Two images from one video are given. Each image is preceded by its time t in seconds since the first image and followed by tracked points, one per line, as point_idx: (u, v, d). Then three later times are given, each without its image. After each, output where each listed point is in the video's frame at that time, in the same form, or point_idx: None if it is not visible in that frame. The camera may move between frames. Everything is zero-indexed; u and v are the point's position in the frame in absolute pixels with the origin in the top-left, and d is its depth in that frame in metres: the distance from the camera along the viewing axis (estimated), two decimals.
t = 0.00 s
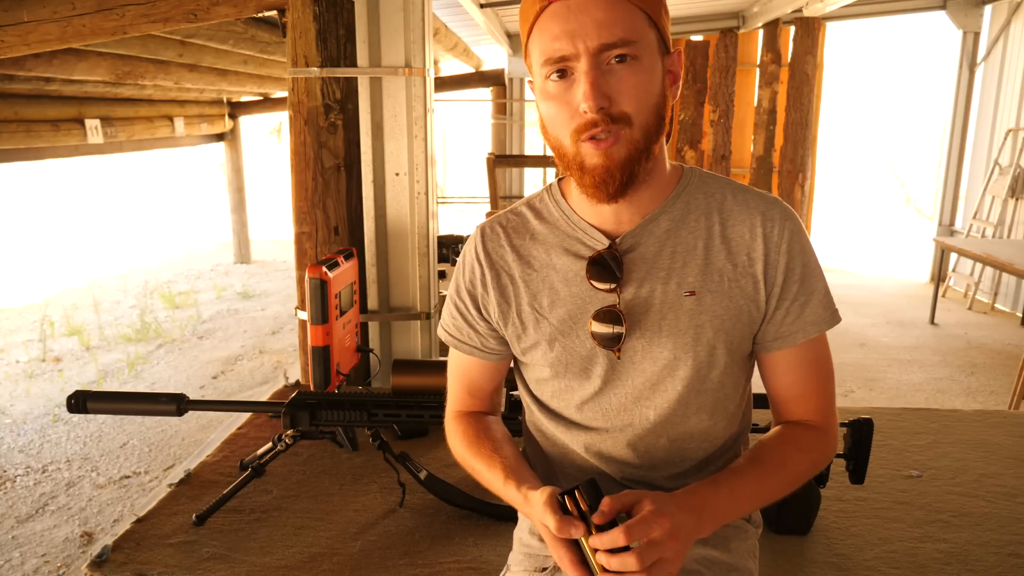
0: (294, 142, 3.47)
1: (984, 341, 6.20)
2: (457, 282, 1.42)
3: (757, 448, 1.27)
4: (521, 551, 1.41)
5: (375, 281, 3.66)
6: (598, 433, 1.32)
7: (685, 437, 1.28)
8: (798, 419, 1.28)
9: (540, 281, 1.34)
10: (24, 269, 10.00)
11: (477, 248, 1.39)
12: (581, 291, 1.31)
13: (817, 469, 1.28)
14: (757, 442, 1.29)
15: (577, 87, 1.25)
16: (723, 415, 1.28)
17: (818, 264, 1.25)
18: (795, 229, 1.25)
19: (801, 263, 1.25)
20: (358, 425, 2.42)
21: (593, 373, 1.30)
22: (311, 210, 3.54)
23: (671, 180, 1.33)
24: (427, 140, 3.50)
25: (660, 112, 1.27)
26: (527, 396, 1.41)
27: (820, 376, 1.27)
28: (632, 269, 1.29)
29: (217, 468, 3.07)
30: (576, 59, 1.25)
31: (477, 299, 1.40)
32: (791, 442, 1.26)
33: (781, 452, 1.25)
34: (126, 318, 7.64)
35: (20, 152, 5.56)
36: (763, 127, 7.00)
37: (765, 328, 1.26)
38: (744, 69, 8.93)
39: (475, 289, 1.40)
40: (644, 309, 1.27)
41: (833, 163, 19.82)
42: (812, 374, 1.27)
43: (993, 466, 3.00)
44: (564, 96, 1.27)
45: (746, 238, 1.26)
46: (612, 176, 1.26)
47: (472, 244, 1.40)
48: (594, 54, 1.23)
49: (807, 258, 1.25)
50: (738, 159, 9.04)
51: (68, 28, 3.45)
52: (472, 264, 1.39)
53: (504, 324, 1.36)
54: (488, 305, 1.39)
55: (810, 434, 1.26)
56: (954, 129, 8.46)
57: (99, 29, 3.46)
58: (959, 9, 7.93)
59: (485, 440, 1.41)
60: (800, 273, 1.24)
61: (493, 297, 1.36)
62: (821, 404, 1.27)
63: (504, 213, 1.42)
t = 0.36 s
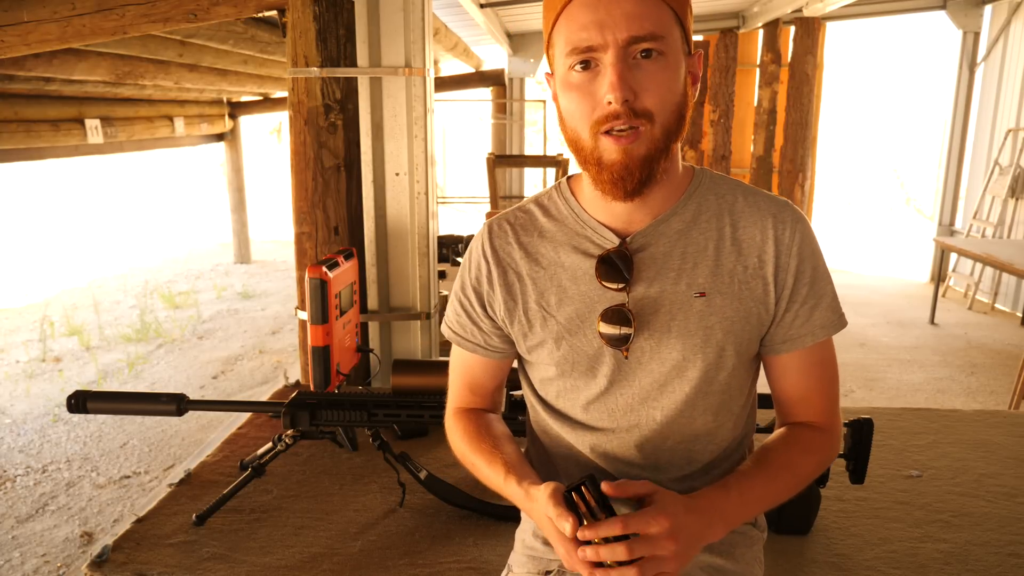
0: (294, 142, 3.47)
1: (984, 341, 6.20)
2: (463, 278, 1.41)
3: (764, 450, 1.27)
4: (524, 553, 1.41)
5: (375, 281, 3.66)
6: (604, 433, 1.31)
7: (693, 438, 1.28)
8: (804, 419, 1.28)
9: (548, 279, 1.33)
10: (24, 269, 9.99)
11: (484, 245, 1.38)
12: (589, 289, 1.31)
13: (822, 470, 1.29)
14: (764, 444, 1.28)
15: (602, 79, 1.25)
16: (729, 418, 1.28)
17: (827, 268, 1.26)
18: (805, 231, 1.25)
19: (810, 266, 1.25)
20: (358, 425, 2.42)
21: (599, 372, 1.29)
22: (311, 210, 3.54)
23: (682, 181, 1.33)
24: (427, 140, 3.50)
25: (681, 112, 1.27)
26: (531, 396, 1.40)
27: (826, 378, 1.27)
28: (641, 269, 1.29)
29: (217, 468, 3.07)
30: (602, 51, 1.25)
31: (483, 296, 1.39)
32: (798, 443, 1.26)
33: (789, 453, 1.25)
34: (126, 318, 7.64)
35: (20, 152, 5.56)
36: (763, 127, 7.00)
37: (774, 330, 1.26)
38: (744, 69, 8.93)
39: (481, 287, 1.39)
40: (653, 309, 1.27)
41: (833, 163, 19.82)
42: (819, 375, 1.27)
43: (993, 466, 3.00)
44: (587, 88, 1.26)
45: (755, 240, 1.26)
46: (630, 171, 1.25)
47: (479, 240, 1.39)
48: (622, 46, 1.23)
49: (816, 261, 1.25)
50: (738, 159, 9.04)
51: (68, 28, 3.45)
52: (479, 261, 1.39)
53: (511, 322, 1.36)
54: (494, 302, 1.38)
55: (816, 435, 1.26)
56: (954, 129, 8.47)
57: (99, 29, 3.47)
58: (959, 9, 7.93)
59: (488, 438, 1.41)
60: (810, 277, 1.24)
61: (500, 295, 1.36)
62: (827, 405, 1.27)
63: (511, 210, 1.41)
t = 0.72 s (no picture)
0: (294, 142, 3.47)
1: (984, 341, 6.20)
2: (469, 280, 1.39)
3: (774, 450, 1.27)
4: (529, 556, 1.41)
5: (375, 281, 3.66)
6: (613, 434, 1.31)
7: (701, 439, 1.28)
8: (813, 420, 1.28)
9: (558, 282, 1.32)
10: (24, 269, 9.99)
11: (492, 247, 1.36)
12: (601, 292, 1.30)
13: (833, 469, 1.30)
14: (773, 445, 1.29)
15: (594, 98, 1.23)
16: (736, 417, 1.28)
17: (835, 268, 1.26)
18: (813, 232, 1.26)
19: (820, 267, 1.25)
20: (358, 425, 2.42)
21: (610, 375, 1.29)
22: (311, 210, 3.54)
23: (692, 183, 1.31)
24: (427, 140, 3.50)
25: (678, 126, 1.24)
26: (537, 399, 1.40)
27: (832, 377, 1.28)
28: (654, 272, 1.28)
29: (217, 468, 3.07)
30: (594, 68, 1.22)
31: (491, 298, 1.38)
32: (810, 443, 1.26)
33: (802, 453, 1.25)
34: (126, 318, 7.64)
35: (20, 152, 5.56)
36: (763, 127, 7.00)
37: (782, 331, 1.26)
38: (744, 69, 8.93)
39: (489, 289, 1.37)
40: (664, 312, 1.26)
41: (833, 163, 19.81)
42: (825, 375, 1.28)
43: (993, 466, 3.00)
44: (580, 104, 1.24)
45: (766, 242, 1.26)
46: (624, 189, 1.24)
47: (487, 242, 1.37)
48: (613, 64, 1.20)
49: (825, 262, 1.26)
50: (738, 159, 9.04)
51: (68, 28, 3.45)
52: (487, 263, 1.37)
53: (521, 325, 1.35)
54: (502, 304, 1.37)
55: (827, 434, 1.27)
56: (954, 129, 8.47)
57: (99, 29, 3.47)
58: (959, 9, 7.92)
59: (493, 442, 1.40)
60: (819, 278, 1.24)
61: (509, 297, 1.34)
62: (834, 404, 1.28)
63: (518, 211, 1.39)
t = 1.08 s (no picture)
0: (294, 142, 3.47)
1: (984, 341, 6.20)
2: (476, 268, 1.39)
3: (777, 458, 1.27)
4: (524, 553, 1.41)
5: (375, 281, 3.66)
6: (609, 435, 1.30)
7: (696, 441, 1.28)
8: (816, 428, 1.28)
9: (561, 278, 1.32)
10: (24, 269, 9.99)
11: (500, 237, 1.36)
12: (601, 292, 1.30)
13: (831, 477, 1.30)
14: (774, 453, 1.29)
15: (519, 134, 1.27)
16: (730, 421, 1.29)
17: (842, 283, 1.25)
18: (822, 246, 1.24)
19: (827, 281, 1.24)
20: (358, 425, 2.42)
21: (607, 377, 1.28)
22: (311, 210, 3.54)
23: (698, 188, 1.30)
24: (427, 140, 3.49)
25: (594, 158, 1.21)
26: (537, 393, 1.39)
27: (836, 387, 1.28)
28: (655, 276, 1.27)
29: (217, 468, 3.07)
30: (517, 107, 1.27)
31: (495, 288, 1.37)
32: (814, 452, 1.26)
33: (805, 462, 1.25)
34: (126, 318, 7.64)
35: (20, 152, 5.56)
36: (763, 127, 7.00)
37: (786, 341, 1.26)
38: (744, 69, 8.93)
39: (494, 279, 1.37)
40: (664, 317, 1.26)
41: (834, 163, 19.81)
42: (828, 385, 1.27)
43: (993, 466, 3.00)
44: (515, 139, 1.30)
45: (770, 254, 1.25)
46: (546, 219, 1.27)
47: (495, 231, 1.37)
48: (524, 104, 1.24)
49: (832, 275, 1.25)
50: (738, 159, 9.04)
51: (68, 28, 3.45)
52: (493, 252, 1.37)
53: (521, 317, 1.34)
54: (505, 296, 1.36)
55: (829, 444, 1.27)
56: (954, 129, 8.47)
57: (99, 29, 3.46)
58: (959, 9, 7.93)
59: (495, 432, 1.40)
60: (825, 291, 1.24)
61: (512, 288, 1.34)
62: (835, 413, 1.28)
63: (527, 204, 1.40)
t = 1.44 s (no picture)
0: (294, 142, 3.47)
1: (984, 341, 6.20)
2: (480, 270, 1.40)
3: (784, 465, 1.25)
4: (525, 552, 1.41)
5: (375, 281, 3.66)
6: (611, 438, 1.31)
7: (699, 445, 1.28)
8: (826, 438, 1.26)
9: (563, 281, 1.33)
10: (24, 269, 9.99)
11: (502, 240, 1.37)
12: (602, 296, 1.30)
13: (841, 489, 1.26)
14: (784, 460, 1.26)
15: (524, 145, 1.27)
16: (733, 425, 1.28)
17: (851, 287, 1.24)
18: (827, 251, 1.23)
19: (832, 285, 1.23)
20: (358, 425, 2.42)
21: (608, 381, 1.28)
22: (311, 210, 3.54)
23: (700, 191, 1.29)
24: (427, 140, 3.49)
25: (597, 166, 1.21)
26: (541, 395, 1.40)
27: (847, 397, 1.25)
28: (655, 280, 1.27)
29: (217, 468, 3.07)
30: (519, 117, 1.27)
31: (498, 290, 1.38)
32: (822, 462, 1.23)
33: (812, 472, 1.23)
34: (126, 318, 7.64)
35: (20, 152, 5.56)
36: (763, 127, 7.00)
37: (791, 348, 1.25)
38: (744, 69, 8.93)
39: (497, 281, 1.38)
40: (665, 322, 1.26)
41: (833, 162, 19.81)
42: (839, 394, 1.25)
43: (993, 466, 3.00)
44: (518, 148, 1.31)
45: (775, 258, 1.24)
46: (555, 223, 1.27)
47: (498, 234, 1.37)
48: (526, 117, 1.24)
49: (839, 280, 1.24)
50: (738, 159, 9.04)
51: (68, 28, 3.45)
52: (496, 255, 1.37)
53: (523, 320, 1.35)
54: (508, 298, 1.37)
55: (839, 455, 1.24)
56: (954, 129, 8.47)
57: (99, 29, 3.47)
58: (959, 9, 7.92)
59: (504, 431, 1.40)
60: (830, 296, 1.23)
61: (514, 291, 1.35)
62: (847, 422, 1.25)
63: (531, 205, 1.40)
